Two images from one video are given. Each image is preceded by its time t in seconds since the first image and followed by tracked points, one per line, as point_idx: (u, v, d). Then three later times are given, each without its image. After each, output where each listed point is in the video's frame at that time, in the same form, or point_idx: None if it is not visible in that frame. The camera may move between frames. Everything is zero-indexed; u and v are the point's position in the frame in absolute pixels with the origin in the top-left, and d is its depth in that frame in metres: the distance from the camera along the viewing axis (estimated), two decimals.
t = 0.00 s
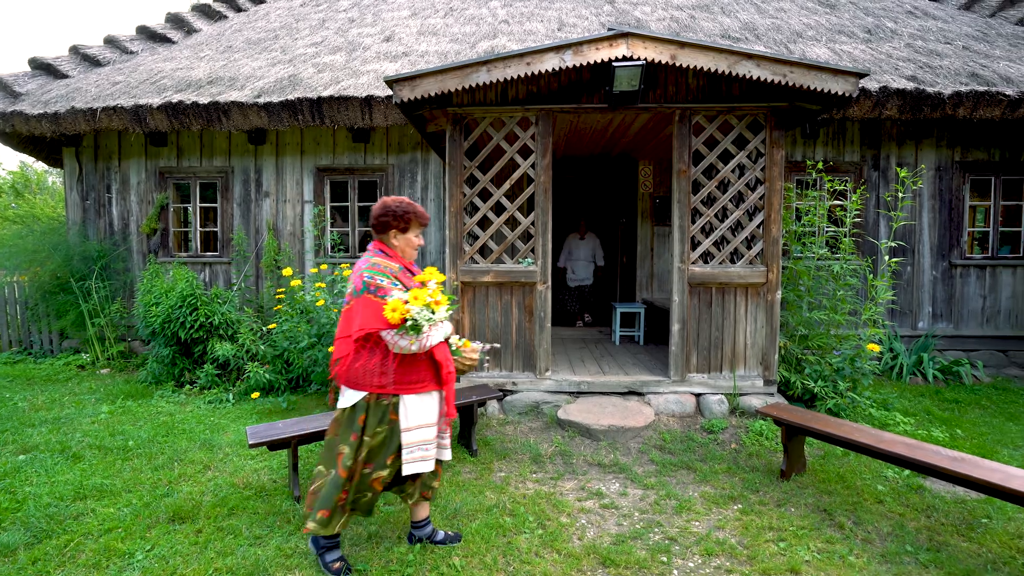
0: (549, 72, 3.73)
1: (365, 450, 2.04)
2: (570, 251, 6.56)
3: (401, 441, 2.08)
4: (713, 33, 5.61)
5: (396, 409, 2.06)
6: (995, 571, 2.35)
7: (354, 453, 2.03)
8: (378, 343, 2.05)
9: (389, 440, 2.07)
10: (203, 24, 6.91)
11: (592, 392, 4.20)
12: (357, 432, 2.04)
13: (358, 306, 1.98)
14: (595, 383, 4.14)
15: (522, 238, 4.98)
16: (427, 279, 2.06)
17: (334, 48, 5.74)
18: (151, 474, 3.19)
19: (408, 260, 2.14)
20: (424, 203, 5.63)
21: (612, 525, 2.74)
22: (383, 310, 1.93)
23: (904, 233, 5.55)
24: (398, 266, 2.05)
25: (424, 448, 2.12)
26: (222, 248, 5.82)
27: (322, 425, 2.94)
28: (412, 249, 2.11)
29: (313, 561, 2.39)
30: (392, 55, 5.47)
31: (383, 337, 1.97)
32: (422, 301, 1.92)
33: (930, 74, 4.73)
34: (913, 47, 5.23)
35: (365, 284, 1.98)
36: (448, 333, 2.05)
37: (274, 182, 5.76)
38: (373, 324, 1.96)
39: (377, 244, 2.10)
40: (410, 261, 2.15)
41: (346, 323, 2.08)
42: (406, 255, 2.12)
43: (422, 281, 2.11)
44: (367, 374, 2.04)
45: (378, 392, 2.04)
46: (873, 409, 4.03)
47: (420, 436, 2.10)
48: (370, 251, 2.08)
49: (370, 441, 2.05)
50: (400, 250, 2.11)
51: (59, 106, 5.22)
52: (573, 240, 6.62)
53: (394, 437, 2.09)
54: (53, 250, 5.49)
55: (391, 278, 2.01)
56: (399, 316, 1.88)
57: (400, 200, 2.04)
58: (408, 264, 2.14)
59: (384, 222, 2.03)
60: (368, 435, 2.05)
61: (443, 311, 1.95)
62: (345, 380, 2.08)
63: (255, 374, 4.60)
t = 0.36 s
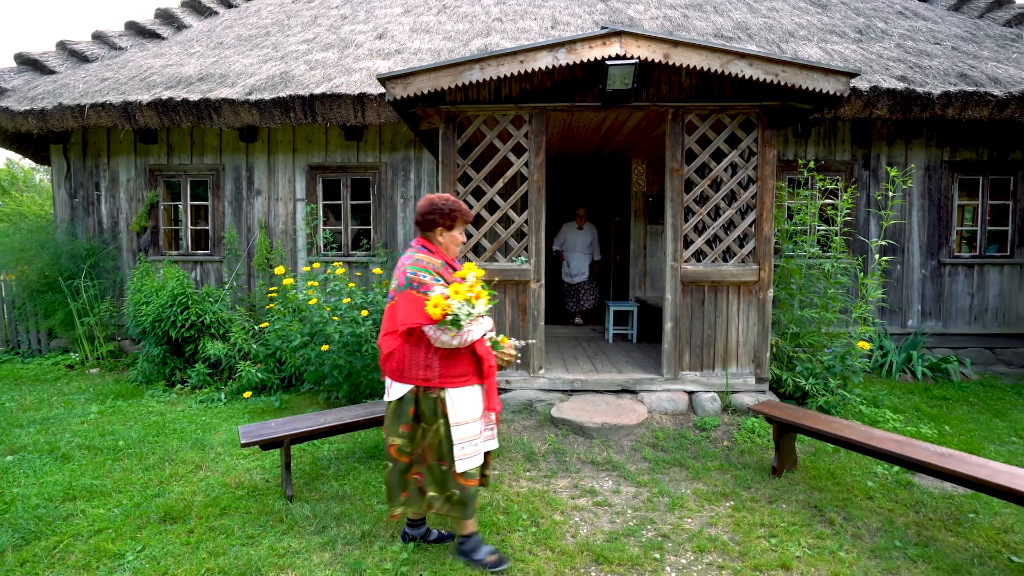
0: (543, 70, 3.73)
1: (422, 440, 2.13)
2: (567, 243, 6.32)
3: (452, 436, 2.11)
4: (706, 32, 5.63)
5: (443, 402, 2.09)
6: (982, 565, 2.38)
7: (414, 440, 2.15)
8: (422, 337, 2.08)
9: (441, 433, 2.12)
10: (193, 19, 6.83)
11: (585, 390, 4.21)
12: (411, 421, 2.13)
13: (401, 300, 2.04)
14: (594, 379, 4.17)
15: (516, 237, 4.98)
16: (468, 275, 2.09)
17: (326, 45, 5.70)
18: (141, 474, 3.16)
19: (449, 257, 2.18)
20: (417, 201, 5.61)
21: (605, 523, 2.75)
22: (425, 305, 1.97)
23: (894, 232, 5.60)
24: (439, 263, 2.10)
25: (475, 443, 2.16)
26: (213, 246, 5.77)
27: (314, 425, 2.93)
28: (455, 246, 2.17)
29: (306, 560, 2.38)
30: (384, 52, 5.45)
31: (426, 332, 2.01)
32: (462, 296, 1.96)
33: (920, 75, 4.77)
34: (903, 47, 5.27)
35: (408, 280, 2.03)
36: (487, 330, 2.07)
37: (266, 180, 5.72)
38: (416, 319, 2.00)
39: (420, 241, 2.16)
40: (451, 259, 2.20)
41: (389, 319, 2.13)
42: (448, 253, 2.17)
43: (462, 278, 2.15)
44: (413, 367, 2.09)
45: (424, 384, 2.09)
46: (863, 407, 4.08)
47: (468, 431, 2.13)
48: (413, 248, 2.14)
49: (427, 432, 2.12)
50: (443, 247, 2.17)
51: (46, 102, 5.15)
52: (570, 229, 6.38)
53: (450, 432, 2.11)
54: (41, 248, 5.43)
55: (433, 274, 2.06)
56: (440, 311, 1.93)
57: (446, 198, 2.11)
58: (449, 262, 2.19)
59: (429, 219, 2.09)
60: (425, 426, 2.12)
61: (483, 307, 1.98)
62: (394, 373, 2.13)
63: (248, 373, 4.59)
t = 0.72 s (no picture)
0: (535, 68, 3.73)
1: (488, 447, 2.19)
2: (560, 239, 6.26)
3: (513, 437, 2.23)
4: (698, 31, 5.65)
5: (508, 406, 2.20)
6: (967, 558, 2.43)
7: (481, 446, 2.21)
8: (491, 344, 2.15)
9: (504, 438, 2.21)
10: (182, 14, 6.75)
11: (578, 388, 4.22)
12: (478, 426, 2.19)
13: (476, 311, 2.10)
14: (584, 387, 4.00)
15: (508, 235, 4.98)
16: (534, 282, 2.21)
17: (318, 42, 5.66)
18: (131, 475, 3.13)
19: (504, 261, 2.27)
20: (409, 199, 5.59)
21: (598, 520, 2.76)
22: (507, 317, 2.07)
23: (883, 230, 5.66)
24: (503, 270, 2.18)
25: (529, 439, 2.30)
26: (203, 245, 5.71)
27: (306, 424, 2.92)
28: (509, 250, 2.25)
29: (298, 559, 2.37)
30: (376, 49, 5.42)
31: (503, 341, 2.10)
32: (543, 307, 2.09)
33: (909, 75, 4.82)
34: (891, 48, 5.33)
35: (480, 289, 2.10)
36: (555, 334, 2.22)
37: (256, 178, 5.67)
38: (494, 329, 2.09)
39: (477, 247, 2.22)
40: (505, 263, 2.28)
41: (454, 327, 2.16)
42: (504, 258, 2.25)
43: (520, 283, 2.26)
44: (482, 374, 2.15)
45: (493, 390, 2.17)
46: (852, 403, 4.13)
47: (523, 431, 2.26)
48: (472, 254, 2.19)
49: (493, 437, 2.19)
50: (498, 251, 2.24)
51: (31, 97, 5.06)
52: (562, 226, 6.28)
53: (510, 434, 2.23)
54: (26, 246, 5.34)
55: (503, 282, 2.14)
56: (526, 323, 2.04)
57: (505, 204, 2.19)
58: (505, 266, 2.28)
59: (487, 224, 2.16)
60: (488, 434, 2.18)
61: (563, 319, 2.11)
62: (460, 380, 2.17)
63: (239, 372, 4.55)
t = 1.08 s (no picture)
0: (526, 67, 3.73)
1: (530, 442, 2.26)
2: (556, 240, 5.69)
3: (551, 431, 2.32)
4: (687, 31, 5.69)
5: (547, 400, 2.29)
6: (949, 550, 2.48)
7: (523, 446, 2.24)
8: (537, 340, 2.21)
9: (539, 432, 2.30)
10: (167, 9, 6.64)
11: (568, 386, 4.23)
12: (522, 424, 2.23)
13: (531, 305, 2.14)
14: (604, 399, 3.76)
15: (499, 233, 4.98)
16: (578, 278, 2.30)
17: (306, 38, 5.60)
18: (115, 477, 3.08)
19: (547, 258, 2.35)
20: (399, 197, 5.56)
21: (588, 517, 2.78)
22: (563, 312, 2.14)
23: (868, 229, 5.74)
24: (551, 265, 2.25)
25: (565, 436, 2.39)
26: (189, 243, 5.63)
27: (294, 424, 2.89)
28: (551, 247, 2.32)
29: (287, 560, 2.35)
30: (365, 46, 5.38)
31: (554, 335, 2.16)
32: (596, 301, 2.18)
33: (893, 77, 4.90)
34: (877, 50, 5.41)
35: (534, 284, 2.15)
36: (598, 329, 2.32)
37: (243, 175, 5.60)
38: (548, 323, 2.14)
39: (523, 243, 2.28)
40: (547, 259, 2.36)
41: (504, 321, 2.17)
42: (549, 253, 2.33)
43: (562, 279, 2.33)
44: (529, 368, 2.20)
45: (536, 385, 2.23)
46: (838, 399, 4.19)
47: (561, 427, 2.35)
48: (520, 250, 2.25)
49: (533, 433, 2.27)
50: (541, 248, 2.32)
51: (11, 92, 4.95)
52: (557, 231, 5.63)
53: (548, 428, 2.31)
54: (5, 245, 5.23)
55: (553, 277, 2.21)
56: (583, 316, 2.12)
57: (552, 202, 2.28)
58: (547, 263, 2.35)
59: (535, 220, 2.25)
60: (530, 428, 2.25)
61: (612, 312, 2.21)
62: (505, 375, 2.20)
63: (226, 372, 4.51)
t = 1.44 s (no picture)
0: (513, 65, 3.73)
1: (560, 434, 2.35)
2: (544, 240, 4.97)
3: (584, 424, 2.39)
4: (674, 31, 5.73)
5: (580, 395, 2.37)
6: (927, 542, 2.53)
7: (552, 438, 2.32)
8: (567, 336, 2.30)
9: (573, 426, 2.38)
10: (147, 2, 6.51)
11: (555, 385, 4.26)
12: (553, 416, 2.33)
13: (560, 302, 2.26)
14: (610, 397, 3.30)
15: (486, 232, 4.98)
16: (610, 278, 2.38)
17: (291, 34, 5.54)
18: (95, 480, 3.02)
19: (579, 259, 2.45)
20: (386, 196, 5.53)
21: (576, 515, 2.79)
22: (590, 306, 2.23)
23: (850, 228, 5.84)
24: (582, 266, 2.35)
25: (599, 432, 2.44)
26: (171, 241, 5.54)
27: (280, 425, 2.86)
28: (584, 250, 2.41)
29: (273, 562, 2.33)
30: (352, 43, 5.33)
31: (582, 330, 2.26)
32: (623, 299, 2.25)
33: (875, 78, 4.98)
34: (858, 52, 5.50)
35: (563, 282, 2.26)
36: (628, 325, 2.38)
37: (227, 173, 5.52)
38: (575, 319, 2.24)
39: (556, 246, 2.38)
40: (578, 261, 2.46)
41: (537, 318, 2.30)
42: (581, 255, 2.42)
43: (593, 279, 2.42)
44: (559, 364, 2.30)
45: (567, 380, 2.32)
46: (821, 396, 4.26)
47: (594, 421, 2.41)
48: (552, 252, 2.36)
49: (564, 426, 2.35)
50: (575, 250, 2.41)
51: None
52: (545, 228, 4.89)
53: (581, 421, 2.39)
54: None
55: (583, 277, 2.30)
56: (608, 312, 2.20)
57: (583, 207, 2.37)
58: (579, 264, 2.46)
59: (568, 225, 2.34)
60: (563, 420, 2.35)
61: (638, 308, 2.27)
62: (537, 370, 2.30)
63: (210, 372, 4.44)
